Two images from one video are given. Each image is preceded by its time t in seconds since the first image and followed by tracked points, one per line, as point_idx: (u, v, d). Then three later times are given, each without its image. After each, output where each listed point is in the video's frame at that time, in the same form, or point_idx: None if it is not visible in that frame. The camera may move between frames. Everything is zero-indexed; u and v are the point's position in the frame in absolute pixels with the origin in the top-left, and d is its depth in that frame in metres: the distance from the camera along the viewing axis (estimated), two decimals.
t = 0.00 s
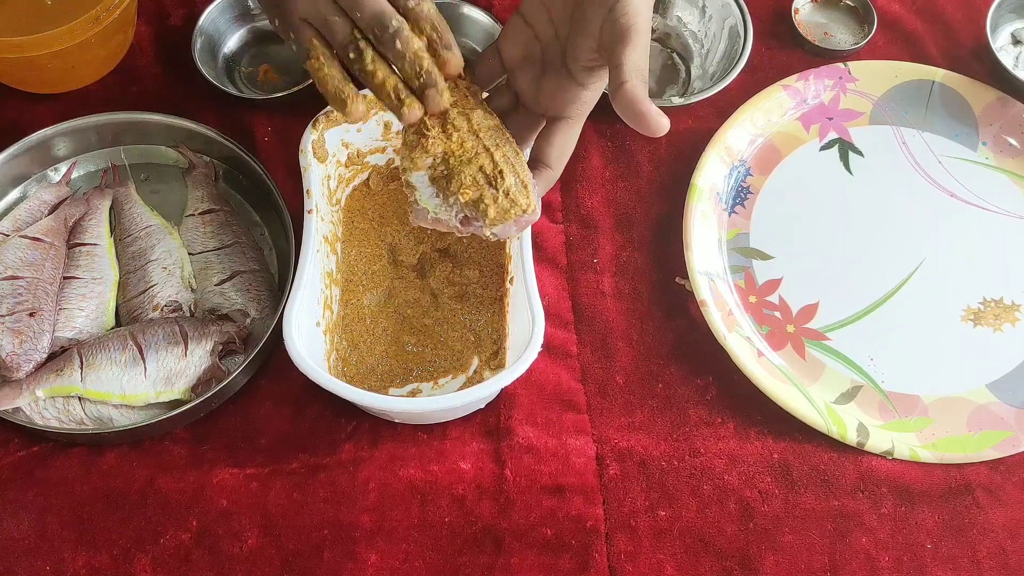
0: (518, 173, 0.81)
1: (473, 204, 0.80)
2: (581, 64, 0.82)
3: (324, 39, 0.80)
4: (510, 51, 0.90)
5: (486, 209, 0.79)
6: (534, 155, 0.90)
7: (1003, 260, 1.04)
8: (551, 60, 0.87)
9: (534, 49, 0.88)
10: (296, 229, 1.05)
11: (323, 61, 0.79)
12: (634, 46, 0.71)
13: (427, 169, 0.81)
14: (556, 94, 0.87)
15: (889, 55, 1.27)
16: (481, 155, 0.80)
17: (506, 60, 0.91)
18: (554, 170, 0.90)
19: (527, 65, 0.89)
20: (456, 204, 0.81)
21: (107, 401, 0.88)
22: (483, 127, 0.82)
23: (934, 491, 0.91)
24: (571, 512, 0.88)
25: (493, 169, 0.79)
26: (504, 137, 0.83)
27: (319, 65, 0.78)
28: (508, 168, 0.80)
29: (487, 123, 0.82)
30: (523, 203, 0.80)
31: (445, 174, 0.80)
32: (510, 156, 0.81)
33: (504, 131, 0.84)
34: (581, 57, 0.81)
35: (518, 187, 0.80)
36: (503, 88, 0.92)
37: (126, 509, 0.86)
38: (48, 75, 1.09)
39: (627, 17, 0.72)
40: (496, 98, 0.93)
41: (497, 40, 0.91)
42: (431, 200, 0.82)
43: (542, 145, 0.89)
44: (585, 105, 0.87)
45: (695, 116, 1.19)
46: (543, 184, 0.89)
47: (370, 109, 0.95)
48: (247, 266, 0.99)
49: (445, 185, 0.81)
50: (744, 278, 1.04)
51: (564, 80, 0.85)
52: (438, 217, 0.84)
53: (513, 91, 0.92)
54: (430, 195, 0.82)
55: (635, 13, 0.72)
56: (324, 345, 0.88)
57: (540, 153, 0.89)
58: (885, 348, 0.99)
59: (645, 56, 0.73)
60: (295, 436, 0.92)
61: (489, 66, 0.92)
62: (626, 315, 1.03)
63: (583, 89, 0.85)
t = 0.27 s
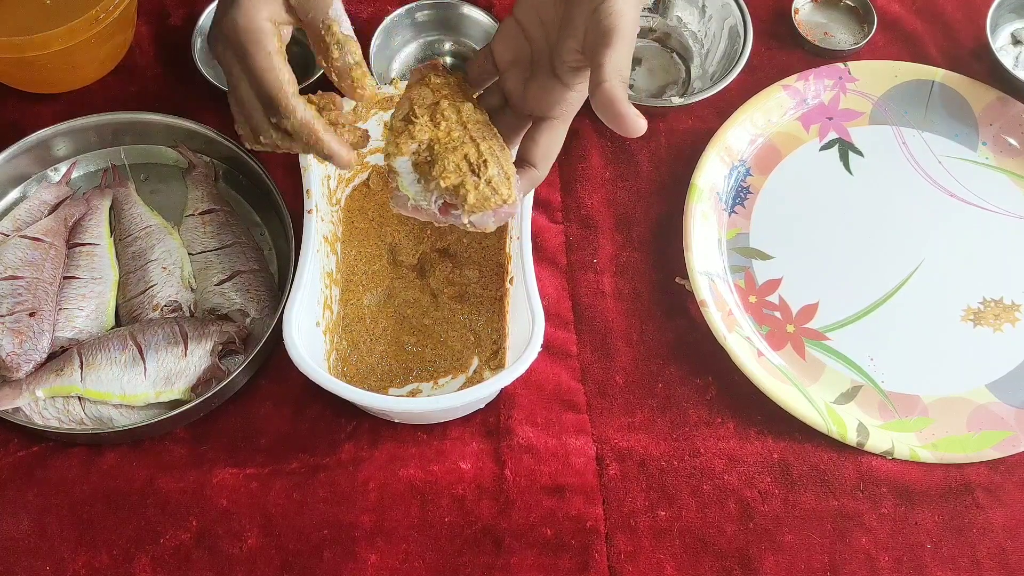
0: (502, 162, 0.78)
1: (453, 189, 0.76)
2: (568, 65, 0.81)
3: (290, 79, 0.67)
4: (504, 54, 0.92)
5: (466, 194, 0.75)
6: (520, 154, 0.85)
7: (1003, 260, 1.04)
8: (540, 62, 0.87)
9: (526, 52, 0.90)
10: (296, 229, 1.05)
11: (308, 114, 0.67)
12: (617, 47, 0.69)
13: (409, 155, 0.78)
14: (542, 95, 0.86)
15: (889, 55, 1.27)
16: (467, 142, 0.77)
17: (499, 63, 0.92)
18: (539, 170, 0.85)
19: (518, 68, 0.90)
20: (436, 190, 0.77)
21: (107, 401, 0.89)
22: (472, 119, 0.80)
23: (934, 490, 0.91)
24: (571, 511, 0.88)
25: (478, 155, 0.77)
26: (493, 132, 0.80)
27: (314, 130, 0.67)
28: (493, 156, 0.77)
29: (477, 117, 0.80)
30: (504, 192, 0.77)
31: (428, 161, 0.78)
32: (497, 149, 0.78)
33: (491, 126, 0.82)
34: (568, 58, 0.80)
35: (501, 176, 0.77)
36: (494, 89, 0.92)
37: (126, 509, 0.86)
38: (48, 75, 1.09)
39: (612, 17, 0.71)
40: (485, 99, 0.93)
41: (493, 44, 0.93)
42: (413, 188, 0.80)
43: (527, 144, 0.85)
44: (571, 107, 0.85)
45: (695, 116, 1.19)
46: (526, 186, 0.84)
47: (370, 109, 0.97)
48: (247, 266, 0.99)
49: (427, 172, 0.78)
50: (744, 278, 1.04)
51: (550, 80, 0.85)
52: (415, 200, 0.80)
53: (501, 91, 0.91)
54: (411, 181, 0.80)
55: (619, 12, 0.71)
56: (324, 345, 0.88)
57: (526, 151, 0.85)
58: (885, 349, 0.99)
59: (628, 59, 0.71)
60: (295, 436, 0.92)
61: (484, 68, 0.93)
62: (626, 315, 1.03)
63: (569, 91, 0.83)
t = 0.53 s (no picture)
0: (488, 159, 0.71)
1: (433, 190, 0.70)
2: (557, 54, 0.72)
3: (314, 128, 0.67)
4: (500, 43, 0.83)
5: (447, 195, 0.69)
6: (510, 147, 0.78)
7: (1003, 260, 1.04)
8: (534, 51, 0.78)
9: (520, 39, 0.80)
10: (296, 229, 1.05)
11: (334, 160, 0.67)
12: (604, 35, 0.60)
13: (391, 158, 0.71)
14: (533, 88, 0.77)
15: (889, 55, 1.27)
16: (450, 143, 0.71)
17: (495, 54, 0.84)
18: (530, 163, 0.78)
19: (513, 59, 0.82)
20: (418, 191, 0.71)
21: (107, 401, 0.89)
22: (459, 118, 0.73)
23: (934, 490, 0.91)
24: (571, 512, 0.88)
25: (459, 153, 0.70)
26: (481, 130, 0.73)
27: (342, 174, 0.68)
28: (478, 155, 0.70)
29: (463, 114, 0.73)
30: (483, 187, 0.69)
31: (411, 162, 0.71)
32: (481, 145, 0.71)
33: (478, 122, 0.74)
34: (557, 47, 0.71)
35: (482, 172, 0.70)
36: (489, 82, 0.85)
37: (126, 509, 0.86)
38: (47, 75, 1.09)
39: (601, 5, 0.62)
40: (479, 93, 0.85)
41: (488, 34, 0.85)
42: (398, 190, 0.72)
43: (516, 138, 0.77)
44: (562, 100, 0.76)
45: (695, 116, 1.19)
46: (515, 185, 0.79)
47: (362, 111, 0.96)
48: (247, 266, 0.99)
49: (409, 172, 0.71)
50: (744, 278, 1.04)
51: (541, 71, 0.76)
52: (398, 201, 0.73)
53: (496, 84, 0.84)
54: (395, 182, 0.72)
55: None
56: (324, 345, 0.88)
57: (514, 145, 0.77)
58: (885, 349, 0.99)
59: (617, 49, 0.62)
60: (295, 436, 0.92)
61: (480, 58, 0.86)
62: (626, 315, 1.03)
63: (559, 81, 0.74)
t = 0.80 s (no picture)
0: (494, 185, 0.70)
1: (440, 216, 0.70)
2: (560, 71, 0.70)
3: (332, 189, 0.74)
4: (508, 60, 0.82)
5: (453, 221, 0.69)
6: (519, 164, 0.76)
7: (1003, 260, 1.04)
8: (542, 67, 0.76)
9: (529, 56, 0.79)
10: (296, 229, 1.05)
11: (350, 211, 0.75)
12: (602, 51, 0.61)
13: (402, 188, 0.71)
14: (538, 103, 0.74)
15: (889, 55, 1.27)
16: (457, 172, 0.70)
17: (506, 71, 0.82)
18: (539, 185, 0.76)
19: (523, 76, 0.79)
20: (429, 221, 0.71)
21: (107, 401, 0.89)
22: (470, 144, 0.72)
23: (934, 490, 0.92)
24: (571, 512, 0.88)
25: (464, 177, 0.70)
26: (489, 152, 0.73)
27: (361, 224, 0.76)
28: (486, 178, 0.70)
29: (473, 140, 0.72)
30: (488, 210, 0.69)
31: (421, 191, 0.71)
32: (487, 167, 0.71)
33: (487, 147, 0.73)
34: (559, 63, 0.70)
35: (487, 194, 0.69)
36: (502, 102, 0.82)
37: (126, 509, 0.86)
38: (47, 75, 1.09)
39: (601, 20, 0.63)
40: (495, 114, 0.83)
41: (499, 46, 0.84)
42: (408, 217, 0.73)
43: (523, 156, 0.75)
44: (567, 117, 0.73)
45: (695, 117, 1.19)
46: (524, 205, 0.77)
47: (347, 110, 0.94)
48: (247, 266, 0.99)
49: (419, 202, 0.71)
50: (744, 278, 1.04)
51: (546, 88, 0.73)
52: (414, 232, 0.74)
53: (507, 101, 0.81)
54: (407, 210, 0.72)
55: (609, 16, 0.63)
56: (324, 345, 0.88)
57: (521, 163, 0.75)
58: (885, 348, 0.99)
59: (616, 65, 0.63)
60: (295, 436, 0.92)
61: (490, 72, 0.84)
62: (626, 315, 1.03)
63: (560, 98, 0.72)
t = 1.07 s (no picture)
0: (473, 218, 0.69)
1: (419, 249, 0.68)
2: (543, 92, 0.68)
3: (301, 212, 0.73)
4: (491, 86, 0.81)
5: (433, 257, 0.68)
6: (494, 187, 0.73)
7: (1003, 260, 1.04)
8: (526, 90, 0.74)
9: (512, 80, 0.78)
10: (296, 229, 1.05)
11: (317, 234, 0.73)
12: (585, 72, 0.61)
13: (370, 211, 0.69)
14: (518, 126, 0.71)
15: (889, 55, 1.27)
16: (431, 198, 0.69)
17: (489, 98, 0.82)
18: (511, 208, 0.74)
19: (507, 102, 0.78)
20: (397, 247, 0.69)
21: (107, 401, 0.89)
22: (441, 164, 0.71)
23: (934, 490, 0.92)
24: (571, 512, 0.88)
25: (441, 206, 0.68)
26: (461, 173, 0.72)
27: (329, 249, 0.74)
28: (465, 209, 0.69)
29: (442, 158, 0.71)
30: (471, 247, 0.68)
31: (391, 215, 0.69)
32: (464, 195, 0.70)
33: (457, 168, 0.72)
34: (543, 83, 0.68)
35: (468, 229, 0.68)
36: (490, 129, 0.81)
37: (126, 509, 0.86)
38: (48, 75, 1.09)
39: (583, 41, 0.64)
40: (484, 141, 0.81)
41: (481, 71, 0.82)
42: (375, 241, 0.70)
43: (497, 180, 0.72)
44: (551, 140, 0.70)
45: (695, 117, 1.19)
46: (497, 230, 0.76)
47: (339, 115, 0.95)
48: (247, 266, 0.99)
49: (388, 228, 0.69)
50: (744, 278, 1.04)
51: (529, 110, 0.71)
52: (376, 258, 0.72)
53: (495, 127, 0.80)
54: (371, 232, 0.70)
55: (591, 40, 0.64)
56: (324, 345, 0.88)
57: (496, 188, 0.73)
58: (885, 348, 0.99)
59: (598, 85, 0.62)
60: (295, 436, 0.92)
61: (468, 96, 0.84)
62: (626, 315, 1.03)
63: (543, 120, 0.69)
